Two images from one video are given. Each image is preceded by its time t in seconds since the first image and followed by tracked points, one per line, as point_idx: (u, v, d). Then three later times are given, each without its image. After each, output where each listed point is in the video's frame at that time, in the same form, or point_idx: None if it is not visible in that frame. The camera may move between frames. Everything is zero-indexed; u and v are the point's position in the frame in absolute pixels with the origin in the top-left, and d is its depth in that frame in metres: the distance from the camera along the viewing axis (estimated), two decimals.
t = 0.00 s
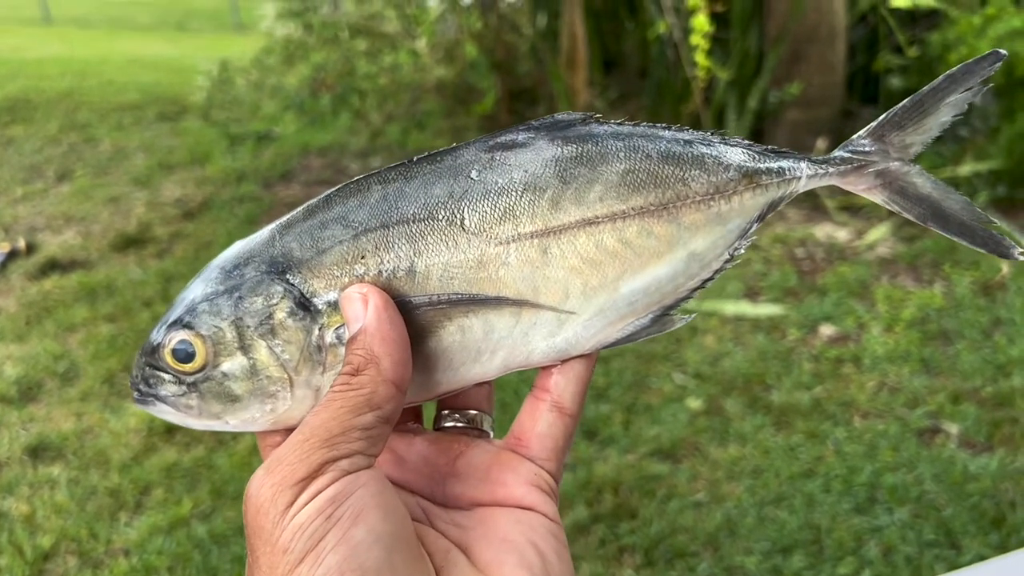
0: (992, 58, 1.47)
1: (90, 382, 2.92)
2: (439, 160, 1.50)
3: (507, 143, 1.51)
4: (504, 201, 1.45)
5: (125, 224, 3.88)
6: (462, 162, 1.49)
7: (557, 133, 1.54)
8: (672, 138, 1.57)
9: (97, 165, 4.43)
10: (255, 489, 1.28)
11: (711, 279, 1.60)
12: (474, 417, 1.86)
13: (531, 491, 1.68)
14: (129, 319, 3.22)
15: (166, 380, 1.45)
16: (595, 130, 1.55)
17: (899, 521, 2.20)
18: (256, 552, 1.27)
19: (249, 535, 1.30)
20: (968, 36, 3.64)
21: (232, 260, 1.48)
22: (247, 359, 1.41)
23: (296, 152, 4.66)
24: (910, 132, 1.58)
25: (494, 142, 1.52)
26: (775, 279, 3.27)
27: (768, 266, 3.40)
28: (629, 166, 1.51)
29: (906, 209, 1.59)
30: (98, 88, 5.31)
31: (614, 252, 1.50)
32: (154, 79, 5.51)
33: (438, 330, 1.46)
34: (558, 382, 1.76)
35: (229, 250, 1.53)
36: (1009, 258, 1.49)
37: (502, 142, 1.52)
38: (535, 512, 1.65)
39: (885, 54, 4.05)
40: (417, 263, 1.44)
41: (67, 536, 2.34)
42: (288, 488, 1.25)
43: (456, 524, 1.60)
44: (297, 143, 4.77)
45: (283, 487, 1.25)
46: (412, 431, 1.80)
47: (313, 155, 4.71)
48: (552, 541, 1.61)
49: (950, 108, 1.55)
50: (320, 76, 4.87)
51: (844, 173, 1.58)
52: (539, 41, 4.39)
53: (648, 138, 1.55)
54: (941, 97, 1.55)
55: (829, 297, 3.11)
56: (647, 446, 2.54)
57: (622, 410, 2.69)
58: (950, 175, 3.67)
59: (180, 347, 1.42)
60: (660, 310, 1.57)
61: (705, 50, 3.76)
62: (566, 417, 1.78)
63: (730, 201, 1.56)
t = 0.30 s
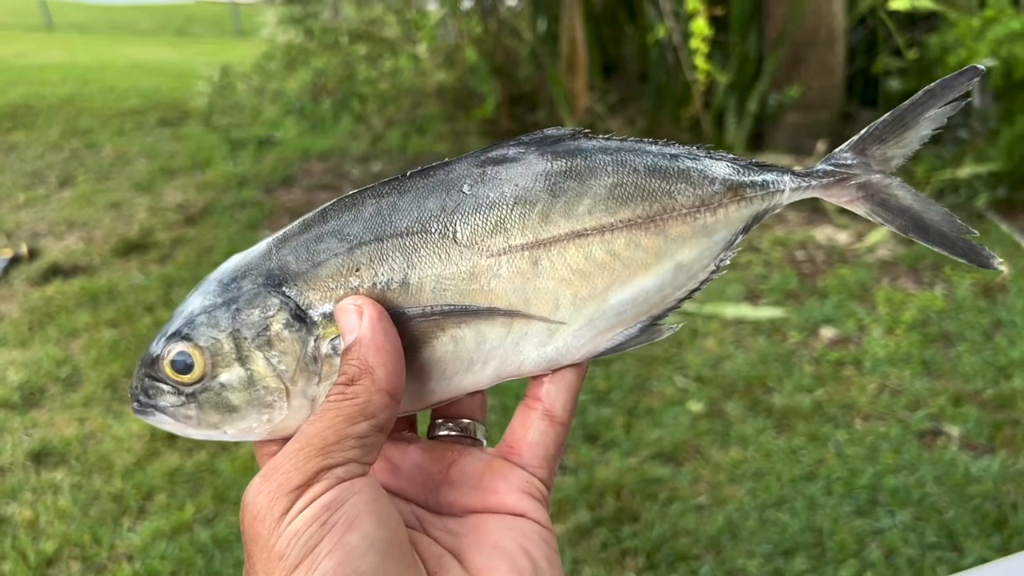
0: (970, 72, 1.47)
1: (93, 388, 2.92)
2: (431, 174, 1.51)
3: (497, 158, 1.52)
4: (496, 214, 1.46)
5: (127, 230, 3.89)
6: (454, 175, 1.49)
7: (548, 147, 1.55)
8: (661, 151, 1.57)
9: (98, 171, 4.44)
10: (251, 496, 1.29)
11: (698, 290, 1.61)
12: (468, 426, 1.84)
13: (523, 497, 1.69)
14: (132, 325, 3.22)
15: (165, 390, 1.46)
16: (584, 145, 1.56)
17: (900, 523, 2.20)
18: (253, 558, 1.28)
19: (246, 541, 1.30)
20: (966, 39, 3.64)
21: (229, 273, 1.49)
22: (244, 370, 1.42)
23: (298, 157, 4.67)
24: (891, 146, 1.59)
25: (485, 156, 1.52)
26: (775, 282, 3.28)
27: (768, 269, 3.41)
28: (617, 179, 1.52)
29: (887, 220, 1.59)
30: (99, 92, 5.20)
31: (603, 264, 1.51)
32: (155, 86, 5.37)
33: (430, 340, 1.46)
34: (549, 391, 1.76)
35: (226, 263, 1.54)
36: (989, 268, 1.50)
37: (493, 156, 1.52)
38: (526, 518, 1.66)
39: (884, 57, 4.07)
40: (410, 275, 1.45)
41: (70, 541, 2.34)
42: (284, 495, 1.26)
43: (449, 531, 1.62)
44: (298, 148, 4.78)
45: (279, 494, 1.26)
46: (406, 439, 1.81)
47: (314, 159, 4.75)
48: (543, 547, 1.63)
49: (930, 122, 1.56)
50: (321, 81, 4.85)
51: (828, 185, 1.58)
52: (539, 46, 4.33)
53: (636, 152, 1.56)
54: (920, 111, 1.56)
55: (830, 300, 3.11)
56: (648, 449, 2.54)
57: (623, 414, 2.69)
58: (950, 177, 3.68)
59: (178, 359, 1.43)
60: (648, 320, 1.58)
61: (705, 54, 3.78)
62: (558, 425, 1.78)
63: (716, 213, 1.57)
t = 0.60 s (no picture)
0: (958, 66, 1.49)
1: (96, 393, 2.93)
2: (421, 173, 1.51)
3: (487, 156, 1.52)
4: (486, 213, 1.46)
5: (130, 234, 3.90)
6: (444, 174, 1.49)
7: (536, 145, 1.55)
8: (650, 148, 1.58)
9: (101, 176, 4.45)
10: (244, 495, 1.29)
11: (689, 285, 1.62)
12: (461, 423, 1.87)
13: (516, 494, 1.69)
14: (135, 330, 3.23)
15: (158, 391, 1.47)
16: (573, 142, 1.56)
17: (904, 526, 2.20)
18: (247, 557, 1.28)
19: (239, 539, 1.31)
20: (968, 40, 3.64)
21: (221, 273, 1.49)
22: (236, 370, 1.42)
23: (299, 160, 4.67)
24: (880, 139, 1.60)
25: (474, 154, 1.52)
26: (778, 284, 3.28)
27: (770, 271, 3.41)
28: (607, 176, 1.52)
29: (877, 214, 1.61)
30: (103, 99, 5.28)
31: (594, 261, 1.51)
32: (156, 91, 5.48)
33: (422, 338, 1.46)
34: (541, 388, 1.77)
35: (217, 263, 1.53)
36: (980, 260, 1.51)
37: (482, 154, 1.52)
38: (519, 515, 1.66)
39: (886, 59, 4.07)
40: (401, 273, 1.45)
41: (74, 546, 2.34)
42: (276, 494, 1.26)
43: (443, 529, 1.61)
44: (300, 153, 4.75)
45: (271, 494, 1.26)
46: (399, 437, 1.81)
47: (316, 164, 4.67)
48: (536, 543, 1.63)
49: (919, 115, 1.58)
50: (323, 86, 4.94)
51: (818, 180, 1.60)
52: (540, 48, 4.31)
53: (624, 149, 1.56)
54: (909, 104, 1.57)
55: (833, 302, 3.11)
56: (652, 452, 2.54)
57: (627, 417, 2.69)
58: (952, 179, 3.69)
59: (171, 360, 1.43)
60: (638, 316, 1.59)
61: (706, 56, 3.80)
62: (550, 421, 1.79)
63: (706, 210, 1.58)
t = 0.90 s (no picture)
0: (955, 61, 1.51)
1: (100, 396, 2.93)
2: (420, 152, 1.50)
3: (487, 138, 1.52)
4: (485, 194, 1.46)
5: (133, 238, 3.91)
6: (443, 154, 1.49)
7: (537, 127, 1.55)
8: (651, 134, 1.58)
9: (103, 180, 4.45)
10: (234, 477, 1.29)
11: (687, 273, 1.63)
12: (451, 407, 1.88)
13: (508, 480, 1.69)
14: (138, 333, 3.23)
15: (142, 369, 1.46)
16: (574, 125, 1.56)
17: (908, 528, 2.20)
18: (235, 541, 1.27)
19: (227, 523, 1.30)
20: (970, 41, 3.63)
21: (209, 249, 1.48)
22: (225, 349, 1.42)
23: (301, 164, 4.67)
24: (877, 132, 1.62)
25: (475, 135, 1.52)
26: (780, 286, 3.28)
27: (773, 273, 3.40)
28: (608, 161, 1.53)
29: (873, 207, 1.62)
30: (106, 104, 5.26)
31: (593, 246, 1.52)
32: (159, 95, 5.48)
33: (417, 321, 1.46)
34: (535, 373, 1.78)
35: (204, 240, 1.53)
36: (971, 256, 1.53)
37: (482, 135, 1.52)
38: (511, 501, 1.66)
39: (888, 60, 4.06)
40: (397, 254, 1.44)
41: (77, 550, 2.35)
42: (266, 477, 1.25)
43: (434, 513, 1.61)
44: (302, 156, 4.74)
45: (261, 477, 1.26)
46: (388, 420, 1.82)
47: (318, 166, 4.66)
48: (528, 529, 1.63)
49: (915, 110, 1.59)
50: (326, 89, 4.89)
51: (817, 171, 1.61)
52: (542, 52, 4.32)
53: (626, 134, 1.56)
54: (907, 99, 1.59)
55: (836, 304, 3.11)
56: (655, 454, 2.54)
57: (629, 420, 2.69)
58: (955, 181, 3.69)
59: (157, 337, 1.43)
60: (635, 303, 1.60)
61: (708, 58, 3.81)
62: (543, 408, 1.80)
63: (707, 197, 1.59)
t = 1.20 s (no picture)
0: (960, 82, 1.52)
1: (102, 398, 2.94)
2: (434, 148, 1.51)
3: (501, 136, 1.52)
4: (498, 192, 1.47)
5: (135, 241, 3.92)
6: (457, 151, 1.50)
7: (550, 128, 1.56)
8: (663, 140, 1.59)
9: (106, 182, 4.46)
10: (241, 463, 1.28)
11: (693, 278, 1.63)
12: (451, 402, 1.87)
13: (509, 475, 1.70)
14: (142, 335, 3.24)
15: (145, 352, 1.45)
16: (588, 128, 1.57)
17: (911, 529, 2.20)
18: (241, 527, 1.26)
19: (231, 510, 1.29)
20: (971, 43, 3.64)
21: (219, 236, 1.49)
22: (231, 335, 1.42)
23: (303, 166, 4.67)
24: (881, 149, 1.63)
25: (489, 133, 1.53)
26: (782, 287, 3.28)
27: (775, 274, 3.41)
28: (620, 164, 1.53)
29: (873, 221, 1.63)
30: (108, 106, 5.27)
31: (603, 248, 1.52)
32: (161, 97, 5.48)
33: (425, 315, 1.47)
34: (538, 371, 1.78)
35: (213, 226, 1.53)
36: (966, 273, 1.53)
37: (497, 133, 1.53)
38: (512, 496, 1.67)
39: (890, 62, 4.06)
40: (407, 248, 1.45)
41: (80, 552, 2.35)
42: (276, 463, 1.25)
43: (435, 506, 1.61)
44: (304, 158, 4.75)
45: (271, 462, 1.25)
46: (388, 414, 1.80)
47: (320, 169, 4.67)
48: (528, 523, 1.64)
49: (919, 128, 1.60)
50: (328, 91, 4.89)
51: (822, 183, 1.62)
52: (543, 53, 4.34)
53: (639, 139, 1.57)
54: (910, 117, 1.60)
55: (838, 305, 3.11)
56: (657, 456, 2.54)
57: (631, 421, 2.69)
58: (957, 182, 3.69)
59: (163, 321, 1.42)
60: (641, 306, 1.60)
61: (709, 60, 3.82)
62: (545, 405, 1.80)
63: (715, 204, 1.59)
